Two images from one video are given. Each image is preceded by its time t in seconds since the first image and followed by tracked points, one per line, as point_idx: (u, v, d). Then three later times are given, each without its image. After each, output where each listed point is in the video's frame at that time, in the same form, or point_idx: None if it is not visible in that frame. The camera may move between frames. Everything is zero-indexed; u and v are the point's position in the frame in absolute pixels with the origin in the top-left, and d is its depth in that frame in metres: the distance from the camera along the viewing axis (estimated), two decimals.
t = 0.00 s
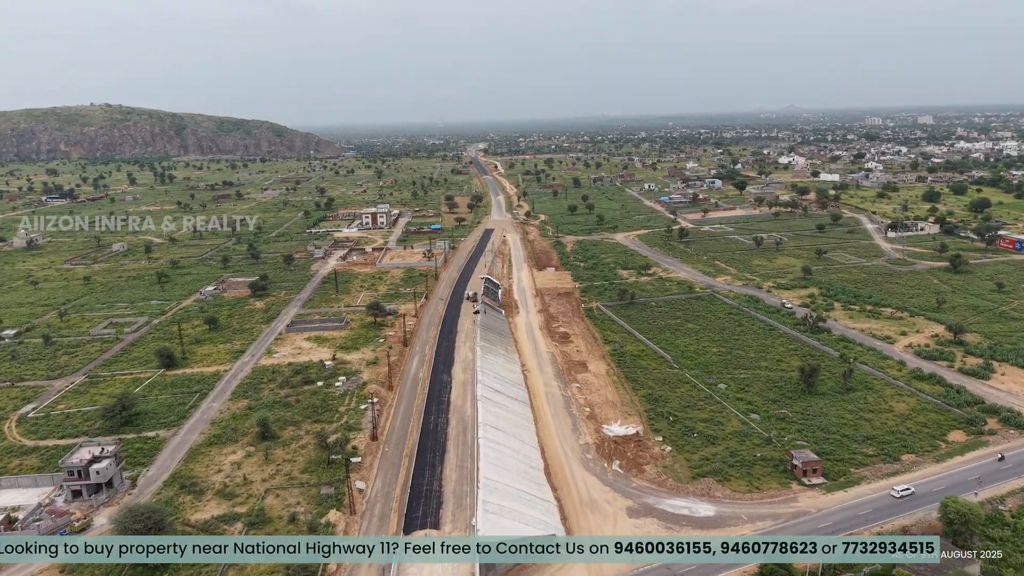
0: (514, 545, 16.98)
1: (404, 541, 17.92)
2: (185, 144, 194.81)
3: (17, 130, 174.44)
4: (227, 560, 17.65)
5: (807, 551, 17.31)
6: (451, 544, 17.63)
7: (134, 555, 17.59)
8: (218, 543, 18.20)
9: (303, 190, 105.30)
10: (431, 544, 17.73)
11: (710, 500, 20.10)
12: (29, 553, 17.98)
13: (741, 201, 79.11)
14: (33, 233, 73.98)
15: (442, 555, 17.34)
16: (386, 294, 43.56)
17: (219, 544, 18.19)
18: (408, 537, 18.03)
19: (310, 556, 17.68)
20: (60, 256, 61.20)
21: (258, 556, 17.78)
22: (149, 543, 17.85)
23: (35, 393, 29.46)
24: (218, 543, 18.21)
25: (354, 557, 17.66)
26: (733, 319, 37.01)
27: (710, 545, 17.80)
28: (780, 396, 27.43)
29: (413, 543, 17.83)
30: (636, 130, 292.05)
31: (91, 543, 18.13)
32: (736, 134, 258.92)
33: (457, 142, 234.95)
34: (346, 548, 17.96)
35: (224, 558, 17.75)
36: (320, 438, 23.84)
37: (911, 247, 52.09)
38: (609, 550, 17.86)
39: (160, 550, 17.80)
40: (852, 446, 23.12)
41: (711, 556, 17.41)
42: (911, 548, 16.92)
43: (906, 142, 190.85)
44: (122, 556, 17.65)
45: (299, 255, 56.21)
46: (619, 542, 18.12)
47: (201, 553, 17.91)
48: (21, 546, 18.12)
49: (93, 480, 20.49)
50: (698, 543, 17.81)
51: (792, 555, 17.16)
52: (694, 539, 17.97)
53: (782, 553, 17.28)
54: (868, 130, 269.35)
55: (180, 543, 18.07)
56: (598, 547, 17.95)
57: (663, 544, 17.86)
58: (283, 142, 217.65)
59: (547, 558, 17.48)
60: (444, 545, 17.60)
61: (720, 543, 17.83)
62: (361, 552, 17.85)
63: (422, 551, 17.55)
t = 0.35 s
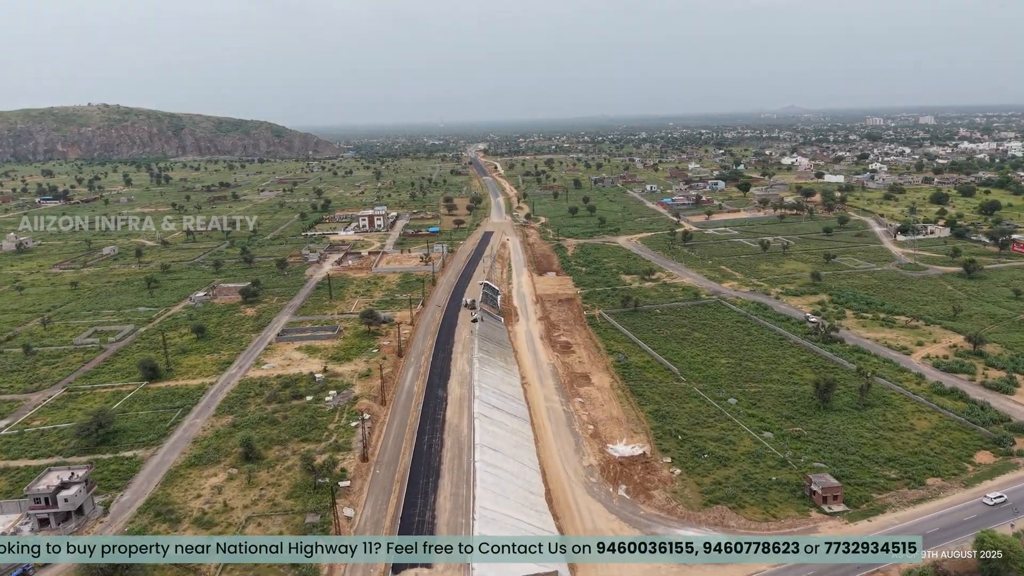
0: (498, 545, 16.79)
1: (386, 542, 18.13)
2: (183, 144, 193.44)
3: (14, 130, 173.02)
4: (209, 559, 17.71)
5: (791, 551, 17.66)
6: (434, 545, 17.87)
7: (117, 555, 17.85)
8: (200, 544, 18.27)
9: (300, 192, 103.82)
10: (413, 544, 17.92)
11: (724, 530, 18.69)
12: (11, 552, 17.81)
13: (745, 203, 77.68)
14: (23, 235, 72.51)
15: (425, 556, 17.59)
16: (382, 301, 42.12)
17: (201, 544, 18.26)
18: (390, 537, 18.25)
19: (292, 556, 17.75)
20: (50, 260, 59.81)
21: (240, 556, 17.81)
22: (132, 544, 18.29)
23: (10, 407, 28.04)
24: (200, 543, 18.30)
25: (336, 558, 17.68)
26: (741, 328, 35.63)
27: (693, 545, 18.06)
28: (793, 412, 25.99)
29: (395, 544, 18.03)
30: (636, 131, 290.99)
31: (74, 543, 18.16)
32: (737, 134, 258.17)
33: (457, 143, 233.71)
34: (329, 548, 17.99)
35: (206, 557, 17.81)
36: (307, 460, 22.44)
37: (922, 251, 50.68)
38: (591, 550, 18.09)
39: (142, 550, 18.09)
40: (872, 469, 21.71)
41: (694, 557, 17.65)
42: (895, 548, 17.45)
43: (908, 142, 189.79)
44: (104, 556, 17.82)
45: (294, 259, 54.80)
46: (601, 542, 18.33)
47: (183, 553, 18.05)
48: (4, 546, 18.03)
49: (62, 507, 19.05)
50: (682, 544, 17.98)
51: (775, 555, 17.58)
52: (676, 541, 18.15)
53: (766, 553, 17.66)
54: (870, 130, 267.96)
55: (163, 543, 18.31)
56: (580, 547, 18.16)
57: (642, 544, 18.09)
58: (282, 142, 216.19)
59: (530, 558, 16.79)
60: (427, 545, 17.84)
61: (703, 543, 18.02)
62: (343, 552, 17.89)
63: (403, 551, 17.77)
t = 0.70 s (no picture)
0: (480, 545, 17.06)
1: (369, 542, 18.19)
2: (181, 144, 191.77)
3: (10, 131, 171.44)
4: (190, 559, 17.72)
5: (772, 551, 17.96)
6: (416, 545, 17.94)
7: (99, 555, 17.94)
8: (182, 544, 18.26)
9: (296, 193, 102.24)
10: (395, 544, 18.02)
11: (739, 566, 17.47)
12: None
13: (749, 205, 76.29)
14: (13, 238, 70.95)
15: (406, 555, 17.67)
16: (376, 308, 40.66)
17: (183, 544, 18.26)
18: (373, 538, 18.33)
19: (274, 556, 17.75)
20: (37, 264, 58.26)
21: (222, 556, 17.82)
22: (114, 544, 18.33)
23: None
24: (182, 543, 18.30)
25: (318, 558, 17.65)
26: (750, 337, 34.23)
27: (675, 545, 18.26)
28: (809, 430, 24.55)
29: (377, 544, 18.14)
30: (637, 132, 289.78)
31: (55, 543, 18.04)
32: (738, 134, 257.13)
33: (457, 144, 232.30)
34: (312, 548, 17.97)
35: (187, 557, 17.83)
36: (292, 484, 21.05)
37: (932, 256, 49.30)
38: (573, 550, 18.29)
39: (123, 551, 18.09)
40: (896, 494, 20.30)
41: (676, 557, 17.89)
42: (877, 548, 17.73)
43: (910, 142, 188.67)
44: (85, 556, 17.86)
45: (288, 264, 53.41)
46: (584, 541, 18.54)
47: (165, 552, 18.02)
48: None
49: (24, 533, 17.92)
50: (664, 544, 18.19)
51: (757, 555, 17.91)
52: (659, 541, 18.29)
53: (747, 553, 17.96)
54: (872, 130, 266.58)
55: (144, 543, 18.28)
56: (563, 547, 18.34)
57: (624, 544, 18.32)
58: (280, 143, 214.63)
59: (514, 558, 16.91)
60: (410, 545, 17.94)
61: (686, 543, 18.20)
62: (325, 552, 17.86)
63: (385, 551, 17.88)
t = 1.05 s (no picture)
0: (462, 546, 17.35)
1: (352, 543, 18.22)
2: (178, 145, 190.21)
3: (6, 131, 169.75)
4: (171, 559, 17.70)
5: (754, 551, 17.83)
6: (398, 545, 18.02)
7: (81, 555, 17.97)
8: (164, 544, 18.24)
9: (293, 194, 100.71)
10: (378, 544, 18.10)
11: None
12: None
13: (753, 207, 74.93)
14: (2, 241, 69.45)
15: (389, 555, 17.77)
16: (371, 315, 39.21)
17: (165, 544, 18.22)
18: (356, 538, 18.35)
19: (256, 556, 17.74)
20: (25, 268, 56.77)
21: (203, 556, 17.81)
22: (97, 544, 18.36)
23: None
24: (163, 543, 18.25)
25: (300, 558, 17.66)
26: (759, 347, 32.80)
27: (658, 545, 18.20)
28: (826, 450, 23.13)
29: (360, 544, 18.18)
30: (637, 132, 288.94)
31: (38, 543, 18.08)
32: (739, 134, 256.30)
33: (457, 144, 231.14)
34: (294, 548, 17.97)
35: (169, 557, 17.81)
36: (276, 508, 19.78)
37: (943, 260, 47.97)
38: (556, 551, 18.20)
39: (106, 550, 18.11)
40: (923, 523, 18.86)
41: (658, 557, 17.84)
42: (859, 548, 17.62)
43: (912, 143, 187.89)
44: (69, 556, 17.92)
45: (281, 268, 52.00)
46: (567, 542, 18.52)
47: (147, 552, 18.00)
48: None
49: None
50: (645, 545, 18.17)
51: (739, 555, 17.79)
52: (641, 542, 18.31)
53: (730, 553, 17.83)
54: (873, 131, 265.52)
55: (127, 543, 18.29)
56: (546, 546, 18.19)
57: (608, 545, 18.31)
58: (279, 143, 213.09)
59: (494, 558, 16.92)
60: (392, 546, 17.99)
61: (668, 544, 18.16)
62: (307, 552, 17.85)
63: (368, 551, 17.96)
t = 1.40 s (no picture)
0: (442, 546, 17.85)
1: (333, 542, 18.19)
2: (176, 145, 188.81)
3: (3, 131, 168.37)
4: (154, 559, 17.74)
5: (738, 551, 17.89)
6: (379, 545, 18.11)
7: (63, 555, 17.95)
8: (147, 543, 18.28)
9: (290, 196, 99.35)
10: (359, 544, 18.14)
11: None
12: None
13: (757, 209, 73.57)
14: None
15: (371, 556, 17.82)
16: (365, 322, 37.75)
17: (147, 545, 18.26)
18: (337, 538, 18.34)
19: (238, 556, 17.74)
20: (12, 271, 55.34)
21: (186, 555, 17.86)
22: (80, 544, 18.34)
23: None
24: (146, 543, 18.29)
25: (282, 558, 17.66)
26: (769, 358, 31.38)
27: (641, 545, 18.24)
28: (847, 473, 21.66)
29: (341, 544, 18.18)
30: (637, 133, 288.33)
31: (20, 543, 18.10)
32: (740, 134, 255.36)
33: (457, 144, 231.12)
34: (277, 548, 17.97)
35: (151, 557, 17.83)
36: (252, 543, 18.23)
37: (955, 264, 46.57)
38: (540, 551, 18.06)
39: (89, 551, 18.10)
40: (954, 555, 17.41)
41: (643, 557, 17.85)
42: (840, 548, 17.71)
43: (913, 143, 187.02)
44: (52, 556, 17.91)
45: (274, 272, 50.61)
46: (549, 541, 18.52)
47: (131, 553, 18.03)
48: None
49: None
50: (630, 545, 18.21)
51: (724, 555, 17.86)
52: (625, 541, 18.34)
53: (714, 553, 17.91)
54: (875, 131, 264.31)
55: (110, 543, 18.29)
56: (530, 546, 18.01)
57: (592, 544, 18.36)
58: (278, 143, 211.58)
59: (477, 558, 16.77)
60: (374, 546, 18.10)
61: (651, 543, 18.22)
62: (290, 552, 17.84)
63: (349, 551, 17.97)
